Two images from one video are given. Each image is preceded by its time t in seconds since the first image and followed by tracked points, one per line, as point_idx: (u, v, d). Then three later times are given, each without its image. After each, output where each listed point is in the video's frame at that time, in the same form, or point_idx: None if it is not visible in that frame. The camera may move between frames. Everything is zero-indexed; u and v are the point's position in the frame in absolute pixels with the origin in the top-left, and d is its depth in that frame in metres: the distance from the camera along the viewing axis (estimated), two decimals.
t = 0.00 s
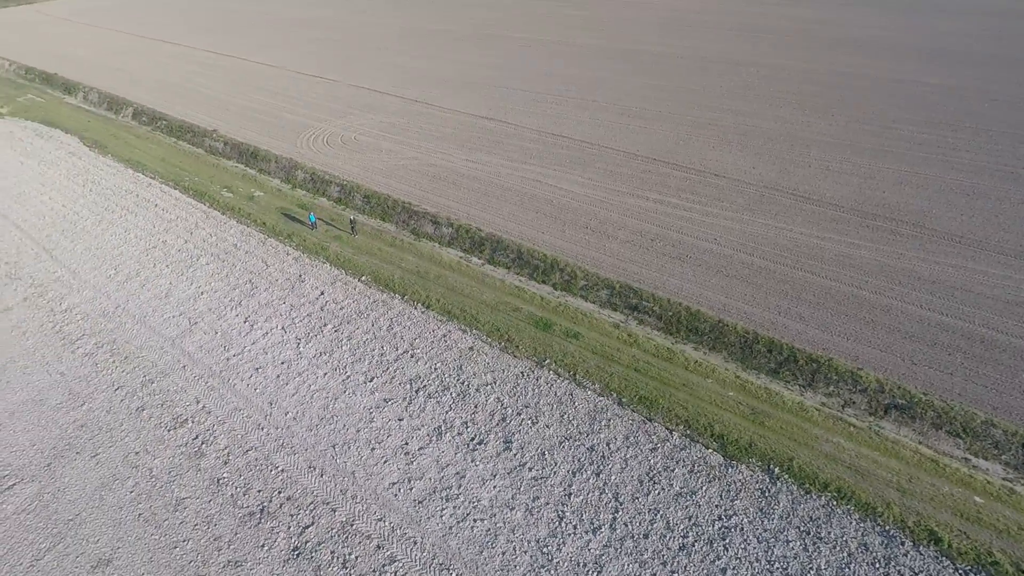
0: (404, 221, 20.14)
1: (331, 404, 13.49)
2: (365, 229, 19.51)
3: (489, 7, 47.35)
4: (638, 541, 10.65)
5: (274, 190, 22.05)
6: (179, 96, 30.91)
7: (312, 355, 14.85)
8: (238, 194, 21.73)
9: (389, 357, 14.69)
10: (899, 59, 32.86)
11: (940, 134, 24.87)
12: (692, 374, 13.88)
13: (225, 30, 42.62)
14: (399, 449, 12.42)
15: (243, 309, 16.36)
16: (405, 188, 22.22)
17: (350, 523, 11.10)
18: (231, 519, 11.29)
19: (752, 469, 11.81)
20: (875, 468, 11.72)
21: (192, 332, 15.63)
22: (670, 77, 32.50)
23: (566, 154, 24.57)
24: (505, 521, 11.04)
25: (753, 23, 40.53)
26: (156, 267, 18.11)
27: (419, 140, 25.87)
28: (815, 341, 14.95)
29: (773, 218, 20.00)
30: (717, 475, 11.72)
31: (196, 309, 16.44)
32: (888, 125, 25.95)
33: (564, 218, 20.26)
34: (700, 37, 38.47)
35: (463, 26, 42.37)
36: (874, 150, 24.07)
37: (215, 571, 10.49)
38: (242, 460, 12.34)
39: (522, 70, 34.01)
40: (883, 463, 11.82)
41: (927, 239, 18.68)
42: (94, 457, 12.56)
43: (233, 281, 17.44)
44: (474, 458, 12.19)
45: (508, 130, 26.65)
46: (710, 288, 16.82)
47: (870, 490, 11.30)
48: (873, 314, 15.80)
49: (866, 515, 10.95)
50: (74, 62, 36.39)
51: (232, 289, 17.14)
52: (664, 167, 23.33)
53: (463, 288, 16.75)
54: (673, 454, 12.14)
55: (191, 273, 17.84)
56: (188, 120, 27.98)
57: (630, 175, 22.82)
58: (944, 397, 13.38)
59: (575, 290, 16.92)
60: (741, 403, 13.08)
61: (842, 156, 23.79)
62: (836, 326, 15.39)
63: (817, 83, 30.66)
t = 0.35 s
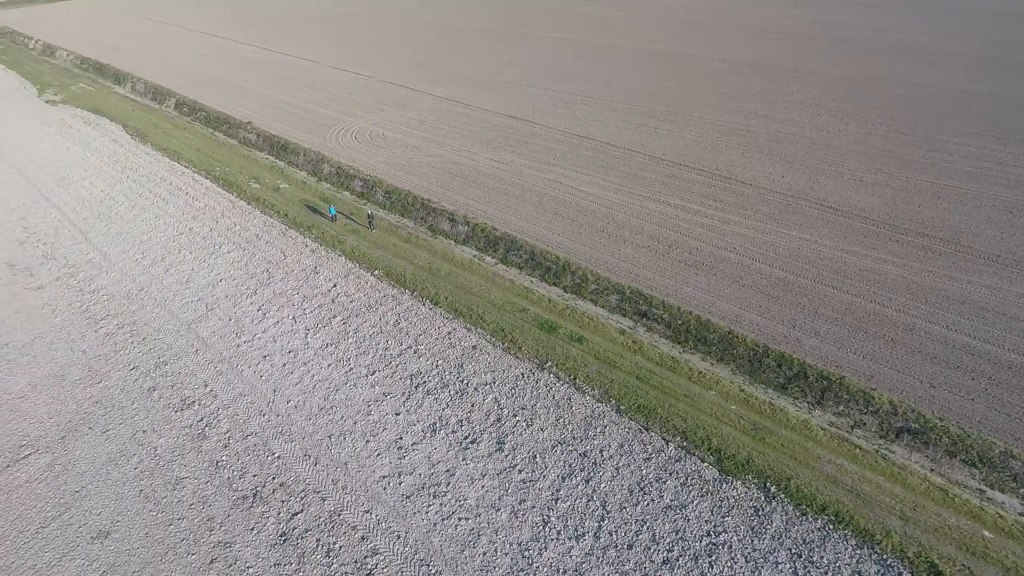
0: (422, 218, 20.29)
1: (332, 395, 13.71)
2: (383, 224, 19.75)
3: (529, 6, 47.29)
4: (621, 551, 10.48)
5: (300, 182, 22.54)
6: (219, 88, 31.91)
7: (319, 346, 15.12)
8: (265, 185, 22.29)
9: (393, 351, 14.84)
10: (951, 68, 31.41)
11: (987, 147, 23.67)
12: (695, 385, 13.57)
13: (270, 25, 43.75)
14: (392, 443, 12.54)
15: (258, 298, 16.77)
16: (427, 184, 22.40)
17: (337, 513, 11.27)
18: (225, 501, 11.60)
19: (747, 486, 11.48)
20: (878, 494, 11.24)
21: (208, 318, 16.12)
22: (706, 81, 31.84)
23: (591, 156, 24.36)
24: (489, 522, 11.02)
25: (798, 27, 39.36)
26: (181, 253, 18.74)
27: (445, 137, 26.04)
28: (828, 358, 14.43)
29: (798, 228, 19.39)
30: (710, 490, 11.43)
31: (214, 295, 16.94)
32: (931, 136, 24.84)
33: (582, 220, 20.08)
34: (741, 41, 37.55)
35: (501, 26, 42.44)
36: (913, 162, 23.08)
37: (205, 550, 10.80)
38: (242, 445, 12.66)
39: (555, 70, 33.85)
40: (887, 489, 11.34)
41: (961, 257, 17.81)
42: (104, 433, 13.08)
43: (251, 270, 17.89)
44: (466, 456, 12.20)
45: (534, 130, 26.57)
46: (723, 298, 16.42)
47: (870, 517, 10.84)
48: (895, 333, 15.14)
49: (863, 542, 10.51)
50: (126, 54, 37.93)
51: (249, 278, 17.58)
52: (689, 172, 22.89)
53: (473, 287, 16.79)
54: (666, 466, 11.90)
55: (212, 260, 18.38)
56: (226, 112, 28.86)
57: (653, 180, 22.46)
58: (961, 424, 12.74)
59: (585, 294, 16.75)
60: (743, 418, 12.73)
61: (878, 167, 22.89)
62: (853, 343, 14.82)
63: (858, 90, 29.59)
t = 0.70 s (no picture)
0: (440, 215, 20.43)
1: (333, 386, 13.93)
2: (401, 220, 19.97)
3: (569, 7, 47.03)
4: (602, 560, 10.35)
5: (325, 176, 22.98)
6: (259, 82, 32.82)
7: (326, 337, 15.39)
8: (292, 177, 22.82)
9: (397, 346, 14.97)
10: (1007, 78, 29.83)
11: None
12: (697, 396, 13.26)
13: (313, 22, 44.72)
14: (387, 437, 12.67)
15: (274, 287, 17.19)
16: (448, 182, 22.53)
17: (326, 502, 11.44)
18: (222, 483, 11.92)
19: (740, 503, 11.18)
20: (878, 522, 10.78)
21: (224, 305, 16.59)
22: (743, 86, 31.08)
23: (616, 159, 24.08)
24: (473, 521, 11.02)
25: (846, 31, 37.99)
26: (205, 241, 19.34)
27: (472, 136, 26.15)
28: (840, 375, 13.90)
29: (822, 240, 18.76)
30: (700, 505, 11.16)
31: (232, 283, 17.45)
32: (978, 149, 23.65)
33: (599, 223, 19.88)
34: (784, 45, 36.50)
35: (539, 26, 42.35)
36: (954, 176, 22.02)
37: (198, 529, 11.13)
38: (242, 430, 12.99)
39: (589, 72, 33.59)
40: (889, 517, 10.87)
41: (996, 278, 16.93)
42: (117, 410, 13.60)
43: (270, 260, 18.33)
44: (457, 454, 12.24)
45: (561, 132, 26.43)
46: (736, 309, 16.00)
47: (866, 545, 10.42)
48: (915, 354, 14.49)
49: (857, 570, 10.11)
50: (175, 47, 39.37)
51: (267, 267, 18.03)
52: (715, 179, 22.39)
53: (483, 286, 16.82)
54: (658, 477, 11.67)
55: (234, 249, 18.92)
56: (262, 105, 29.64)
57: (677, 185, 22.06)
58: (978, 453, 12.10)
59: (595, 298, 16.54)
60: (742, 433, 12.39)
61: (916, 180, 21.92)
62: (868, 362, 14.24)
63: (903, 99, 28.42)
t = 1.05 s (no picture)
0: (458, 212, 20.53)
1: (336, 377, 14.15)
2: (418, 216, 20.15)
3: (610, 7, 46.58)
4: (583, 568, 10.23)
5: (350, 171, 23.37)
6: (297, 77, 33.62)
7: (334, 328, 15.65)
8: (318, 171, 23.29)
9: (401, 341, 15.11)
10: None
11: None
12: (698, 408, 12.96)
13: (355, 19, 45.51)
14: (382, 430, 12.80)
15: (290, 278, 17.57)
16: (469, 180, 22.62)
17: (317, 491, 11.64)
18: (220, 466, 12.25)
19: (731, 520, 10.87)
20: (875, 550, 10.35)
21: (240, 293, 17.05)
22: (781, 91, 30.21)
23: (641, 162, 23.75)
24: (457, 519, 11.05)
25: (897, 37, 36.48)
26: (230, 230, 19.92)
27: (498, 135, 26.18)
28: (851, 395, 13.39)
29: (847, 254, 18.09)
30: (690, 519, 10.91)
31: (250, 271, 17.91)
32: None
33: (616, 227, 19.63)
34: (829, 50, 35.28)
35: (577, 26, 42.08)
36: (999, 193, 20.92)
37: (193, 509, 11.47)
38: (245, 415, 13.33)
39: (623, 74, 33.21)
40: (887, 547, 10.42)
41: None
42: (130, 389, 14.13)
43: (289, 251, 18.76)
44: (449, 452, 12.28)
45: (588, 134, 26.21)
46: (749, 320, 15.57)
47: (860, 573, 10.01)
48: (935, 376, 13.82)
49: None
50: (222, 41, 40.68)
51: (286, 258, 18.44)
52: (741, 186, 21.84)
53: (492, 285, 16.83)
54: (649, 487, 11.47)
55: (256, 239, 19.42)
56: (298, 99, 30.34)
57: (701, 191, 21.61)
58: (993, 485, 11.49)
59: (604, 302, 16.35)
60: (741, 448, 12.06)
61: (956, 195, 20.92)
62: (883, 382, 13.67)
63: (951, 109, 27.14)
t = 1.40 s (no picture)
0: (475, 211, 20.59)
1: (338, 369, 14.37)
2: (435, 214, 20.29)
3: (650, 9, 45.96)
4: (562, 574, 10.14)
5: (374, 166, 23.69)
6: (333, 72, 34.25)
7: (342, 321, 15.90)
8: (342, 165, 23.69)
9: (406, 337, 15.24)
10: None
11: None
12: (696, 420, 12.68)
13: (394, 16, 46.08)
14: (378, 423, 12.95)
15: (304, 269, 17.93)
16: (489, 179, 22.66)
17: (308, 479, 11.86)
18: (220, 449, 12.59)
19: (719, 536, 10.61)
20: None
21: (256, 282, 17.48)
22: (820, 98, 29.27)
23: (665, 167, 23.37)
24: (442, 516, 11.09)
25: (949, 44, 34.89)
26: (253, 220, 20.45)
27: (524, 136, 26.13)
28: (860, 415, 12.89)
29: (871, 268, 17.42)
30: (676, 532, 10.70)
31: (268, 261, 18.35)
32: None
33: (633, 231, 19.37)
34: (875, 56, 33.99)
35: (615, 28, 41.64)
36: None
37: (190, 489, 11.82)
38: (248, 401, 13.66)
39: (656, 76, 32.73)
40: None
41: None
42: (144, 370, 14.65)
43: (306, 243, 19.14)
44: (441, 449, 12.33)
45: (614, 136, 25.93)
46: (760, 332, 15.15)
47: None
48: (953, 400, 13.18)
49: None
50: (265, 35, 41.76)
51: (303, 249, 18.83)
52: (766, 195, 21.27)
53: (501, 285, 16.82)
54: (638, 497, 11.28)
55: (277, 230, 19.88)
56: (331, 94, 30.91)
57: (724, 198, 21.14)
58: (1005, 518, 10.89)
59: (613, 307, 16.14)
60: (737, 464, 11.76)
61: (996, 211, 19.90)
62: (896, 404, 13.12)
63: (999, 122, 25.84)
